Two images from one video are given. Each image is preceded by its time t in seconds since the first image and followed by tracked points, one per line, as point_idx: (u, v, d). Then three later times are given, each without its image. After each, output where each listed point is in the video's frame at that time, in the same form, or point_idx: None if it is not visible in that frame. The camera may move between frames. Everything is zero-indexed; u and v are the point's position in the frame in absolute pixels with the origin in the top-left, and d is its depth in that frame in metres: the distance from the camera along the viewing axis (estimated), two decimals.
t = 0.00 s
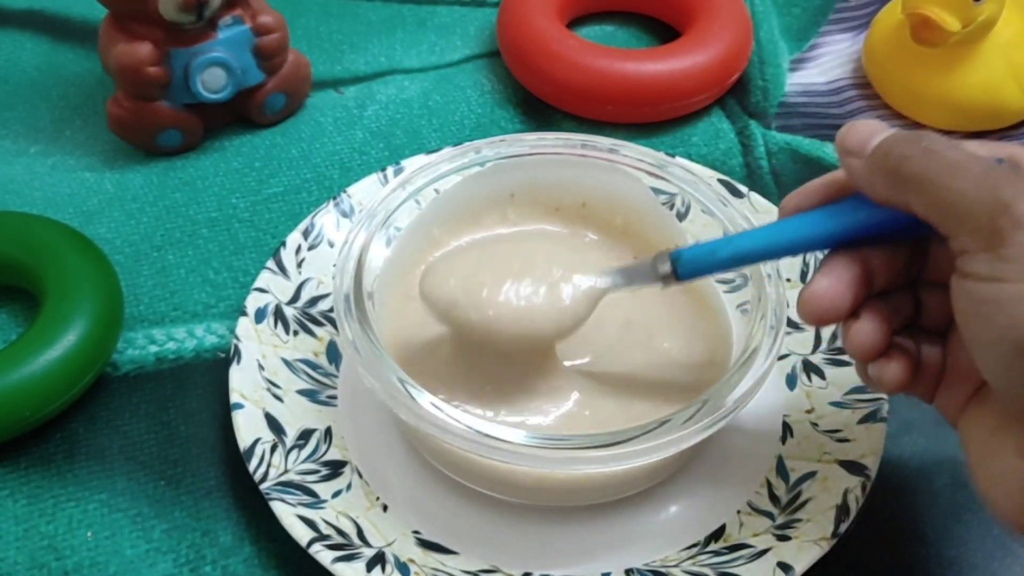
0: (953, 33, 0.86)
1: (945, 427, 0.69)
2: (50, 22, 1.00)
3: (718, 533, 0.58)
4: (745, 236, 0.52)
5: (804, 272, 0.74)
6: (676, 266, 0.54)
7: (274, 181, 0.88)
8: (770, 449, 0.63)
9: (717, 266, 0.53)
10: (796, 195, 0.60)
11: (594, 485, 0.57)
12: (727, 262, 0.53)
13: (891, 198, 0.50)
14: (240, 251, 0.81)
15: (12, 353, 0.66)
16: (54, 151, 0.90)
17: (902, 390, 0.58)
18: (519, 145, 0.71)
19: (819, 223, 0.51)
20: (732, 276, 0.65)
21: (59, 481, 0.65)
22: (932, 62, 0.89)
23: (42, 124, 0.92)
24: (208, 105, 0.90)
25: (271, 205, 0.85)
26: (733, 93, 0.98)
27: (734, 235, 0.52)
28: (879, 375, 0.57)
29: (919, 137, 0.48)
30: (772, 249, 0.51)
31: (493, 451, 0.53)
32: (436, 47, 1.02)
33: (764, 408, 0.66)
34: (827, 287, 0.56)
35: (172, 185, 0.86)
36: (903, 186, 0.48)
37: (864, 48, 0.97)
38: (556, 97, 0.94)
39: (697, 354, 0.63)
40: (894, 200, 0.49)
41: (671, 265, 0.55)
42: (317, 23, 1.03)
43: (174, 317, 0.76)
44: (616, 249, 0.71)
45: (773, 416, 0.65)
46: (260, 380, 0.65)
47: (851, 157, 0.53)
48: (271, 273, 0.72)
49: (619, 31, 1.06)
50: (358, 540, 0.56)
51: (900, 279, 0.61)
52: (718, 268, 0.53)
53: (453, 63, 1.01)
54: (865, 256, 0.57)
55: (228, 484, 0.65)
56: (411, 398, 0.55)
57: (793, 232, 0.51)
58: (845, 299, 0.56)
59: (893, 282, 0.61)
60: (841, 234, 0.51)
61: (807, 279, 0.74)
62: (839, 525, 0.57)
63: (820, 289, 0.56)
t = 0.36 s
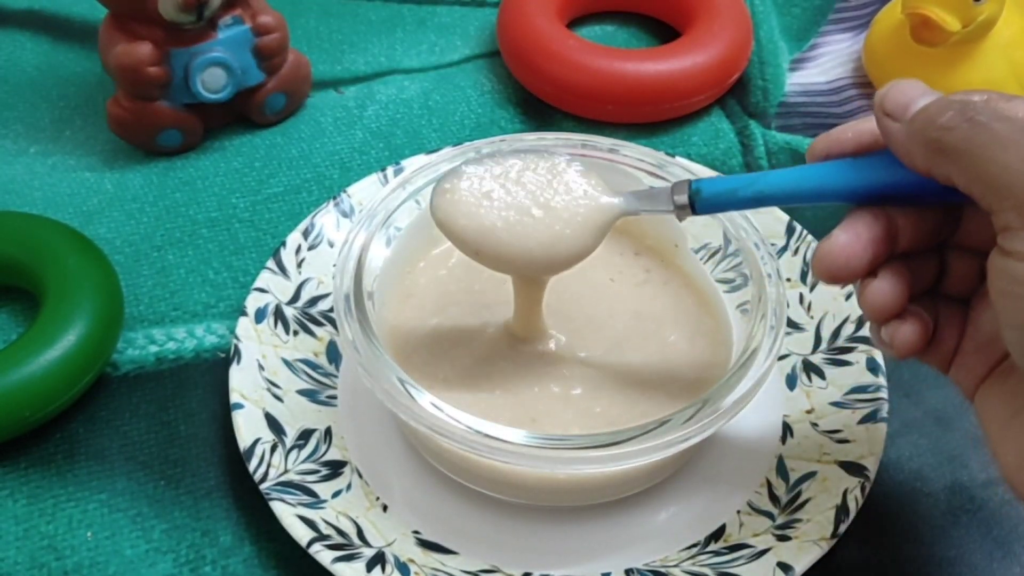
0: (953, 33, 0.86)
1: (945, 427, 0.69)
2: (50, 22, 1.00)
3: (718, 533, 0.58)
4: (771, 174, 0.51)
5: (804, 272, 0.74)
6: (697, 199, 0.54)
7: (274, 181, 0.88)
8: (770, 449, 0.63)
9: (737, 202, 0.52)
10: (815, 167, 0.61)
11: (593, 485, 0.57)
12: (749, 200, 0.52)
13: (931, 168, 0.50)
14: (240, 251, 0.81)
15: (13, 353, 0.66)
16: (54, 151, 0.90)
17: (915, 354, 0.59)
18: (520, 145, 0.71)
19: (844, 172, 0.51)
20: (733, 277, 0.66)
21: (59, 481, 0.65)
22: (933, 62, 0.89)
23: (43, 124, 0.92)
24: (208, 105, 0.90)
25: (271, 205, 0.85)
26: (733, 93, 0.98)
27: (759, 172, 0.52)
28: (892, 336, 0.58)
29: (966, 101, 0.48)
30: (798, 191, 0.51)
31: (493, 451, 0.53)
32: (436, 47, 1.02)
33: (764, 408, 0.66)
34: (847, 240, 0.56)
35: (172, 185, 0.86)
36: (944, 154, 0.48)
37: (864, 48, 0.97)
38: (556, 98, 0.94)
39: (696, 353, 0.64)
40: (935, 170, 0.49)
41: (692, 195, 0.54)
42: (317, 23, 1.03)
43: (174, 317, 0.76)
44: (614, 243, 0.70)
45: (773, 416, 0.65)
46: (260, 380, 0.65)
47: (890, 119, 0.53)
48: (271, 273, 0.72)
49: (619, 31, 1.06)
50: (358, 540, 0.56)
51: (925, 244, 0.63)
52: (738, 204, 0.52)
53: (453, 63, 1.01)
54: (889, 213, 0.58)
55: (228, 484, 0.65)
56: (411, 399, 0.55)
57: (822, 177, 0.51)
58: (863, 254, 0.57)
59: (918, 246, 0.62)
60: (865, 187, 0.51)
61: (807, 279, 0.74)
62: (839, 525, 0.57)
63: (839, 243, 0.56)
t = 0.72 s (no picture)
0: (953, 33, 0.86)
1: (945, 426, 0.69)
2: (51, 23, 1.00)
3: (718, 533, 0.58)
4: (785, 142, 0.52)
5: (804, 272, 0.74)
6: (707, 160, 0.54)
7: (274, 181, 0.88)
8: (769, 449, 0.63)
9: (748, 167, 0.53)
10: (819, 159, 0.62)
11: (593, 485, 0.57)
12: (762, 165, 0.52)
13: (948, 163, 0.49)
14: (240, 251, 0.81)
15: (13, 353, 0.66)
16: (54, 151, 0.90)
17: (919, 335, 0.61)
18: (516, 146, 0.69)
19: (854, 144, 0.52)
20: (733, 276, 0.66)
21: (59, 481, 0.65)
22: (933, 62, 0.89)
23: (43, 124, 0.92)
24: (208, 105, 0.90)
25: (271, 205, 0.85)
26: (733, 93, 0.98)
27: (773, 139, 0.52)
28: (896, 318, 0.60)
29: (986, 100, 0.47)
30: (813, 160, 0.52)
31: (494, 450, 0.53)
32: (436, 47, 1.02)
33: (764, 407, 0.66)
34: (855, 217, 0.57)
35: (172, 185, 0.86)
36: (964, 151, 0.48)
37: (865, 48, 0.97)
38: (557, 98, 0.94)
39: (695, 352, 0.64)
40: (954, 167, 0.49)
41: (701, 156, 0.54)
42: (317, 23, 1.03)
43: (174, 317, 0.76)
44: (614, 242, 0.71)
45: (773, 415, 0.65)
46: (260, 380, 0.65)
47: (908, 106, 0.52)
48: (271, 272, 0.72)
49: (619, 31, 1.06)
50: (358, 540, 0.56)
51: (936, 223, 0.64)
52: (749, 169, 0.53)
53: (453, 63, 1.01)
54: (901, 195, 0.59)
55: (228, 484, 0.65)
56: (411, 399, 0.55)
57: (835, 147, 0.52)
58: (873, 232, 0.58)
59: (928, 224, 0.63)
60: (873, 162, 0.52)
61: (807, 279, 0.74)
62: (839, 524, 0.57)
63: (845, 220, 0.57)
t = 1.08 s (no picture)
0: (953, 33, 0.86)
1: (944, 427, 0.69)
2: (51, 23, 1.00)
3: (718, 532, 0.58)
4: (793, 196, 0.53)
5: (804, 272, 0.74)
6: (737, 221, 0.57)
7: (274, 181, 0.88)
8: (770, 449, 0.63)
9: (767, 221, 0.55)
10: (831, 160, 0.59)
11: (593, 485, 0.57)
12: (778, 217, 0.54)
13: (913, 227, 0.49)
14: (240, 251, 0.81)
15: (13, 353, 0.66)
16: (54, 151, 0.90)
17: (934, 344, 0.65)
18: (519, 145, 0.72)
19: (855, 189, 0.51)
20: (732, 277, 0.66)
21: (59, 481, 0.65)
22: (933, 62, 0.89)
23: (43, 124, 0.92)
24: (207, 105, 0.90)
25: (271, 205, 0.85)
26: (733, 93, 0.98)
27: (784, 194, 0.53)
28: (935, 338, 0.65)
29: (937, 167, 0.46)
30: (818, 208, 0.52)
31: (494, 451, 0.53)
32: (436, 47, 1.02)
33: (764, 407, 0.66)
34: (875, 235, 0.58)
35: (171, 186, 0.86)
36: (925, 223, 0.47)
37: (864, 49, 0.97)
38: (557, 98, 0.94)
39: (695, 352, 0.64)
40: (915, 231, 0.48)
41: (732, 221, 0.57)
42: (317, 23, 1.03)
43: (174, 317, 0.76)
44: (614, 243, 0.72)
45: (773, 415, 0.65)
46: (260, 380, 0.65)
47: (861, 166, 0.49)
48: (271, 272, 0.72)
49: (619, 31, 1.06)
50: (358, 540, 0.56)
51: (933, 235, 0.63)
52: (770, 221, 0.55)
53: (453, 63, 1.01)
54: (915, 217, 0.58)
55: (228, 484, 0.65)
56: (411, 399, 0.55)
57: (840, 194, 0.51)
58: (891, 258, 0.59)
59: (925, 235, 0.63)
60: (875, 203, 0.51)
61: (807, 279, 0.74)
62: (839, 525, 0.57)
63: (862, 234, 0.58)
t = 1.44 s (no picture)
0: (953, 32, 0.86)
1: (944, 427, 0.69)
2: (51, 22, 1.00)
3: (718, 532, 0.58)
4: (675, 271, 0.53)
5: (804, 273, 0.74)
6: (616, 287, 0.56)
7: (274, 181, 0.88)
8: (770, 450, 0.63)
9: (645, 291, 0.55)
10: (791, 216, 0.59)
11: (594, 485, 0.57)
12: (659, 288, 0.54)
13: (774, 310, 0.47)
14: (240, 251, 0.81)
15: (13, 353, 0.66)
16: (54, 151, 0.90)
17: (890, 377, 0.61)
18: (519, 145, 0.72)
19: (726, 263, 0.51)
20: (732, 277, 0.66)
21: (59, 481, 0.65)
22: (933, 62, 0.89)
23: (43, 124, 0.92)
24: (208, 105, 0.90)
25: (271, 205, 0.85)
26: (733, 93, 0.98)
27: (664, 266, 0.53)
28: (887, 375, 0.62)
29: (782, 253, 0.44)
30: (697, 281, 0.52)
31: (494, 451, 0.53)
32: (436, 47, 1.02)
33: (764, 408, 0.66)
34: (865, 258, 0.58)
35: (171, 185, 0.86)
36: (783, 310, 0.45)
37: (864, 49, 0.97)
38: (557, 98, 0.94)
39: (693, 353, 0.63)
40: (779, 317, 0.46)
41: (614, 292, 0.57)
42: (317, 23, 1.03)
43: (174, 317, 0.76)
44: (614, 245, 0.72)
45: (773, 416, 0.65)
46: (260, 380, 0.65)
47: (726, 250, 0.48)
48: (271, 273, 0.72)
49: (619, 31, 1.06)
50: (358, 540, 0.56)
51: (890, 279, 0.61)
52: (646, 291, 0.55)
53: (453, 63, 1.01)
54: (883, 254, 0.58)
55: (228, 484, 0.65)
56: (411, 399, 0.55)
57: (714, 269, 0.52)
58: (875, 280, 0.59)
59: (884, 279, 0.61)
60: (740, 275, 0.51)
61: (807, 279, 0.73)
62: (838, 525, 0.57)
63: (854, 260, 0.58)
